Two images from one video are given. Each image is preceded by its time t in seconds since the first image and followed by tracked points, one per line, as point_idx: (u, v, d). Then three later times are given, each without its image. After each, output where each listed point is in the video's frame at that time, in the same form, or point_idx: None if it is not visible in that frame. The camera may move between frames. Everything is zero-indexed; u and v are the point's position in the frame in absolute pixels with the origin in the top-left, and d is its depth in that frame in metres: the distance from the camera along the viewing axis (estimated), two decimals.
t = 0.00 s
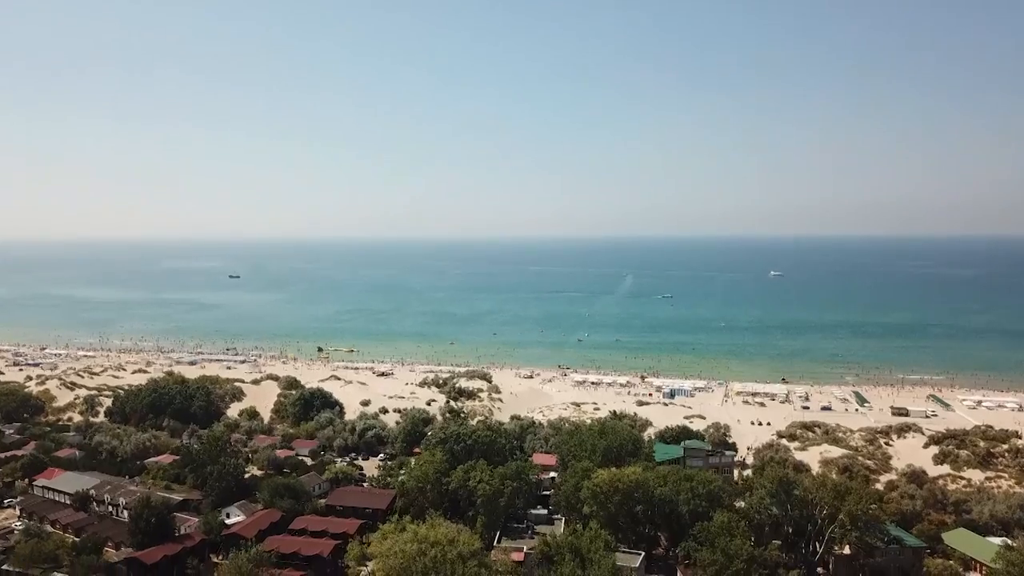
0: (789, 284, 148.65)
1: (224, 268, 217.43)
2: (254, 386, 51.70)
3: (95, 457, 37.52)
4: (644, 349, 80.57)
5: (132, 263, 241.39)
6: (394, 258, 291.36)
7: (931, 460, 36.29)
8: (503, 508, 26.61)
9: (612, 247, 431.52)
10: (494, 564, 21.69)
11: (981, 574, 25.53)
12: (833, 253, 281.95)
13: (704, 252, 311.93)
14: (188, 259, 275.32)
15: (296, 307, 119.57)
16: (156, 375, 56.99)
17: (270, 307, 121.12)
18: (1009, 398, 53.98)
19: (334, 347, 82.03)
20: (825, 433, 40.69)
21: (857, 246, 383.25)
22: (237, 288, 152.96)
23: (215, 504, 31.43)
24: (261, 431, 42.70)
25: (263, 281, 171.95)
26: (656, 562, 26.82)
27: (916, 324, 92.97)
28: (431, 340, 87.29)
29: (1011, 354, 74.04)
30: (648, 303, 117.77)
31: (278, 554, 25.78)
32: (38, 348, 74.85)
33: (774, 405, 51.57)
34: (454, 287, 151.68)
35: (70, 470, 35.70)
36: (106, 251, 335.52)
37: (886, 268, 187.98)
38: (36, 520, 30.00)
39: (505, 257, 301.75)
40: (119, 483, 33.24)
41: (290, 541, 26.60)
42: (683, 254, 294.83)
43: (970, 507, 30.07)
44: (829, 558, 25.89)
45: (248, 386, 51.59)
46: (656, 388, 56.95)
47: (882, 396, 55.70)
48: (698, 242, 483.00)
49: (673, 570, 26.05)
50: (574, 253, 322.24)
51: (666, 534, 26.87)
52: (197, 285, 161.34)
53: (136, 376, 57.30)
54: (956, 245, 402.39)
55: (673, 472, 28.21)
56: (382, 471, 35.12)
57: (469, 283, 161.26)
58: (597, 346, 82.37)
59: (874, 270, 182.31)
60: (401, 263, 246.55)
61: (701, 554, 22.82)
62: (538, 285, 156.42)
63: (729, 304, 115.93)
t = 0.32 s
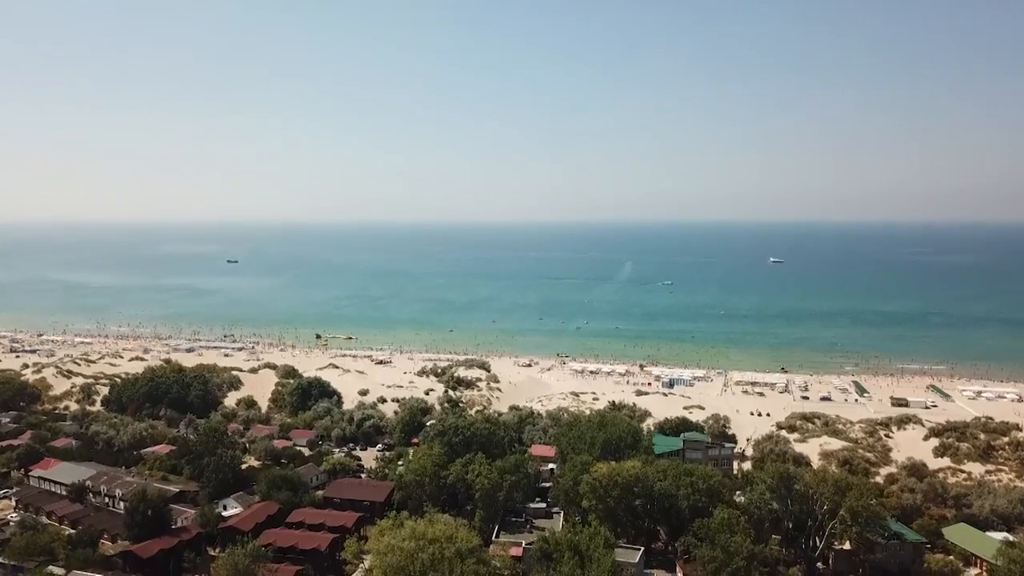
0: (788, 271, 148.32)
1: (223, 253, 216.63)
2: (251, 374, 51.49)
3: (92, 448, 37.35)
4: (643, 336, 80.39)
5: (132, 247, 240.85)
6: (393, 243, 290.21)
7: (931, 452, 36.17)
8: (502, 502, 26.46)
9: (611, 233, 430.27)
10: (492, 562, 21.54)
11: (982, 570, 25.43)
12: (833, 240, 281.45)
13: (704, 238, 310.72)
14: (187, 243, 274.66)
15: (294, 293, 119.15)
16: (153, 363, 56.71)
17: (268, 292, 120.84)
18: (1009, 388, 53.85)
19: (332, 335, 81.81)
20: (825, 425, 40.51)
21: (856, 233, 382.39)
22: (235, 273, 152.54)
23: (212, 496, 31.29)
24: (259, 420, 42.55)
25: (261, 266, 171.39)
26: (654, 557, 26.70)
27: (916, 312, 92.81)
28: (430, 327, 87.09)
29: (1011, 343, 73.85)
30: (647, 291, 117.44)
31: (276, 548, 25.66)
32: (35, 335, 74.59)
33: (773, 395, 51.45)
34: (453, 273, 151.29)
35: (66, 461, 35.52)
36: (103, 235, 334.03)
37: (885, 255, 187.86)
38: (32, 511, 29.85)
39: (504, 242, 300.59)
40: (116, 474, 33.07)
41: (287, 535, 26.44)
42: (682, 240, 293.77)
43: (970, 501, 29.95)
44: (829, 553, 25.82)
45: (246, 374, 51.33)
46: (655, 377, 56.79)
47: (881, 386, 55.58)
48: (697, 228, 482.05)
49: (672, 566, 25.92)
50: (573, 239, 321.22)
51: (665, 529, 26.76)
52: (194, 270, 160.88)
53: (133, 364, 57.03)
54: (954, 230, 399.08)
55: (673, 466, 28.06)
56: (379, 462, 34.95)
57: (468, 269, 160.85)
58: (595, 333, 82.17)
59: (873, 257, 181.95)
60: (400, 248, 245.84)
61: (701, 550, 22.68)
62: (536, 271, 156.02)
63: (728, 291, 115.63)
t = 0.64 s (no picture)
0: (788, 257, 147.84)
1: (221, 237, 215.51)
2: (249, 362, 51.22)
3: (88, 437, 37.15)
4: (643, 324, 80.23)
5: (130, 231, 239.94)
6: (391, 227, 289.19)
7: (931, 444, 36.03)
8: (500, 495, 26.32)
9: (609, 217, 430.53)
10: (491, 559, 21.39)
11: (982, 565, 25.36)
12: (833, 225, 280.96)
13: (703, 223, 310.18)
14: (186, 227, 273.92)
15: (292, 278, 118.67)
16: (150, 351, 56.42)
17: (266, 277, 120.39)
18: (1009, 378, 53.76)
19: (331, 321, 81.56)
20: (825, 416, 40.35)
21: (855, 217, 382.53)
22: (233, 258, 151.83)
23: (209, 487, 31.14)
24: (256, 409, 42.39)
25: (259, 250, 170.74)
26: (652, 551, 26.64)
27: (916, 299, 92.57)
28: (428, 314, 86.78)
29: (1011, 331, 73.71)
30: (647, 277, 117.11)
31: (272, 541, 25.53)
32: (32, 320, 74.23)
33: (773, 384, 51.31)
34: (452, 258, 150.77)
35: (63, 450, 35.31)
36: (100, 218, 332.87)
37: (885, 241, 187.32)
38: (28, 502, 29.68)
39: (503, 227, 299.89)
40: (112, 464, 32.89)
41: (284, 528, 26.31)
42: (681, 225, 292.89)
43: (970, 495, 29.81)
44: (828, 547, 25.79)
45: (243, 362, 51.08)
46: (655, 365, 56.62)
47: (881, 375, 55.46)
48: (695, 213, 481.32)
49: (671, 559, 25.86)
50: (572, 224, 320.58)
51: (665, 523, 26.68)
52: (193, 254, 160.10)
53: (131, 351, 56.75)
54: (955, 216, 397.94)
55: (673, 460, 27.87)
56: (378, 453, 34.74)
57: (467, 254, 160.31)
58: (594, 320, 81.97)
59: (872, 243, 181.65)
60: (399, 233, 245.27)
61: (701, 546, 22.53)
62: (536, 256, 155.53)
63: (728, 278, 115.35)
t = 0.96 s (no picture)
0: (787, 244, 147.38)
1: (219, 223, 214.67)
2: (246, 350, 51.02)
3: (85, 427, 36.97)
4: (642, 311, 80.06)
5: (129, 216, 239.27)
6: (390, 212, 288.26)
7: (931, 436, 35.95)
8: (499, 489, 26.17)
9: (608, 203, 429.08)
10: (489, 555, 21.24)
11: (982, 559, 25.34)
12: (833, 211, 280.80)
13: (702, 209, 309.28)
14: (183, 212, 272.07)
15: (291, 265, 118.25)
16: (147, 339, 56.13)
17: (264, 263, 120.01)
18: (1009, 368, 53.69)
19: (329, 309, 81.30)
20: (824, 407, 40.26)
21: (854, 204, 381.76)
22: (232, 244, 151.23)
23: (206, 479, 30.98)
24: (254, 399, 42.22)
25: (258, 236, 170.13)
26: (651, 545, 26.56)
27: (916, 287, 92.43)
28: (427, 301, 86.52)
29: (1010, 321, 73.61)
30: (646, 264, 116.79)
31: (270, 535, 25.46)
32: (29, 307, 73.86)
33: (772, 374, 51.16)
34: (451, 244, 150.34)
35: (59, 441, 35.13)
36: (98, 203, 331.32)
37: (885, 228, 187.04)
38: (24, 494, 29.52)
39: (501, 212, 298.90)
40: (108, 456, 32.71)
41: (282, 521, 26.19)
42: (680, 210, 292.04)
43: (970, 488, 29.75)
44: (828, 542, 25.73)
45: (240, 350, 50.83)
46: (654, 354, 56.47)
47: (880, 365, 55.40)
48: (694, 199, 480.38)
49: (670, 553, 25.84)
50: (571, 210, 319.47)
51: (664, 516, 26.62)
52: (191, 240, 159.54)
53: (127, 338, 56.47)
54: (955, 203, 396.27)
55: (673, 454, 27.73)
56: (376, 444, 34.58)
57: (466, 240, 159.77)
58: (594, 308, 81.75)
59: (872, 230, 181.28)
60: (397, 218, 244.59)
61: (701, 542, 22.43)
62: (535, 243, 155.02)
63: (727, 265, 115.09)
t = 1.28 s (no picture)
0: (787, 230, 146.92)
1: (216, 207, 213.14)
2: (244, 339, 50.79)
3: (82, 418, 36.80)
4: (641, 299, 79.77)
5: (126, 200, 238.23)
6: (389, 197, 286.87)
7: (932, 429, 35.83)
8: (498, 484, 26.04)
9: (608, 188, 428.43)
10: (488, 551, 21.05)
11: (983, 555, 25.27)
12: (832, 197, 279.90)
13: (701, 195, 308.38)
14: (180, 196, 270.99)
15: (289, 250, 117.71)
16: (144, 326, 55.79)
17: (262, 249, 119.56)
18: (1009, 358, 53.58)
19: (327, 295, 80.97)
20: (825, 398, 40.14)
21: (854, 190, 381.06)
22: (229, 228, 150.38)
23: (203, 472, 30.84)
24: (252, 389, 42.10)
25: (256, 221, 169.24)
26: (650, 540, 26.43)
27: (916, 275, 92.17)
28: (425, 288, 86.17)
29: (1010, 309, 73.44)
30: (645, 251, 116.42)
31: (268, 530, 25.31)
32: (25, 294, 73.47)
33: (772, 364, 51.02)
34: (449, 230, 149.69)
35: (56, 432, 34.93)
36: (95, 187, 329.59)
37: (884, 214, 186.25)
38: (20, 487, 29.38)
39: (500, 196, 297.79)
40: (105, 447, 32.55)
41: (279, 515, 26.06)
42: (679, 196, 290.83)
43: (971, 482, 29.65)
44: (829, 536, 25.67)
45: (238, 339, 50.55)
46: (653, 343, 56.29)
47: (881, 354, 55.25)
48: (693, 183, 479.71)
49: (669, 548, 25.77)
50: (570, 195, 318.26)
51: (664, 510, 26.52)
52: (188, 224, 158.55)
53: (124, 326, 56.12)
54: (955, 189, 395.04)
55: (674, 448, 27.53)
56: (374, 436, 34.40)
57: (464, 226, 159.15)
58: (593, 296, 81.49)
59: (872, 216, 180.76)
60: (395, 203, 243.42)
61: (701, 538, 22.32)
62: (533, 228, 154.42)
63: (727, 252, 114.66)
